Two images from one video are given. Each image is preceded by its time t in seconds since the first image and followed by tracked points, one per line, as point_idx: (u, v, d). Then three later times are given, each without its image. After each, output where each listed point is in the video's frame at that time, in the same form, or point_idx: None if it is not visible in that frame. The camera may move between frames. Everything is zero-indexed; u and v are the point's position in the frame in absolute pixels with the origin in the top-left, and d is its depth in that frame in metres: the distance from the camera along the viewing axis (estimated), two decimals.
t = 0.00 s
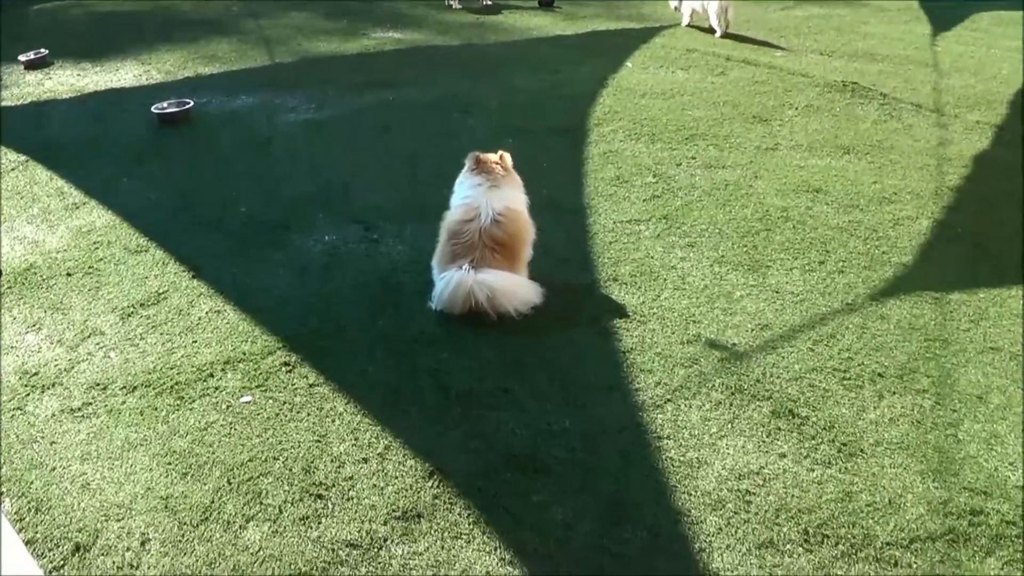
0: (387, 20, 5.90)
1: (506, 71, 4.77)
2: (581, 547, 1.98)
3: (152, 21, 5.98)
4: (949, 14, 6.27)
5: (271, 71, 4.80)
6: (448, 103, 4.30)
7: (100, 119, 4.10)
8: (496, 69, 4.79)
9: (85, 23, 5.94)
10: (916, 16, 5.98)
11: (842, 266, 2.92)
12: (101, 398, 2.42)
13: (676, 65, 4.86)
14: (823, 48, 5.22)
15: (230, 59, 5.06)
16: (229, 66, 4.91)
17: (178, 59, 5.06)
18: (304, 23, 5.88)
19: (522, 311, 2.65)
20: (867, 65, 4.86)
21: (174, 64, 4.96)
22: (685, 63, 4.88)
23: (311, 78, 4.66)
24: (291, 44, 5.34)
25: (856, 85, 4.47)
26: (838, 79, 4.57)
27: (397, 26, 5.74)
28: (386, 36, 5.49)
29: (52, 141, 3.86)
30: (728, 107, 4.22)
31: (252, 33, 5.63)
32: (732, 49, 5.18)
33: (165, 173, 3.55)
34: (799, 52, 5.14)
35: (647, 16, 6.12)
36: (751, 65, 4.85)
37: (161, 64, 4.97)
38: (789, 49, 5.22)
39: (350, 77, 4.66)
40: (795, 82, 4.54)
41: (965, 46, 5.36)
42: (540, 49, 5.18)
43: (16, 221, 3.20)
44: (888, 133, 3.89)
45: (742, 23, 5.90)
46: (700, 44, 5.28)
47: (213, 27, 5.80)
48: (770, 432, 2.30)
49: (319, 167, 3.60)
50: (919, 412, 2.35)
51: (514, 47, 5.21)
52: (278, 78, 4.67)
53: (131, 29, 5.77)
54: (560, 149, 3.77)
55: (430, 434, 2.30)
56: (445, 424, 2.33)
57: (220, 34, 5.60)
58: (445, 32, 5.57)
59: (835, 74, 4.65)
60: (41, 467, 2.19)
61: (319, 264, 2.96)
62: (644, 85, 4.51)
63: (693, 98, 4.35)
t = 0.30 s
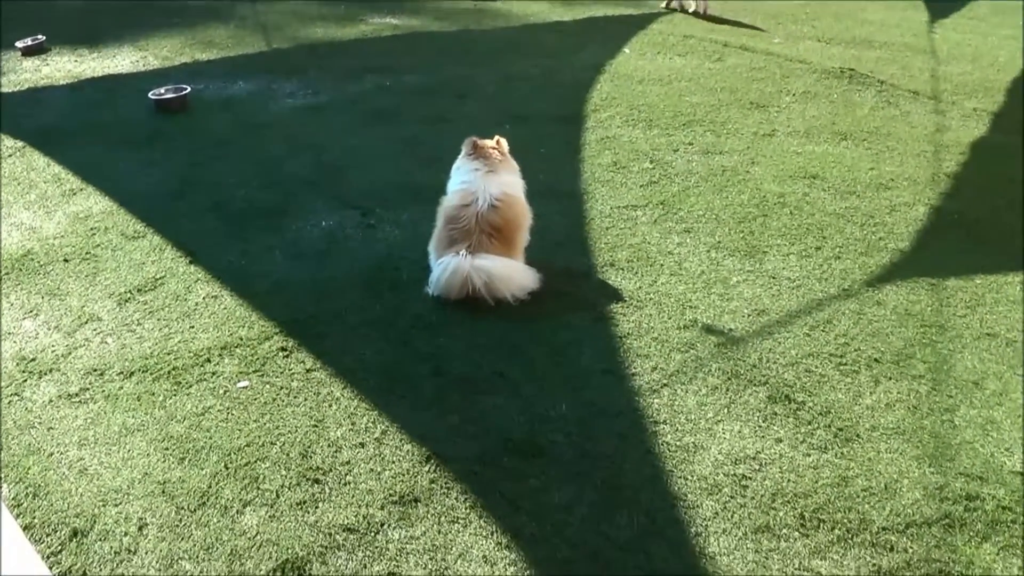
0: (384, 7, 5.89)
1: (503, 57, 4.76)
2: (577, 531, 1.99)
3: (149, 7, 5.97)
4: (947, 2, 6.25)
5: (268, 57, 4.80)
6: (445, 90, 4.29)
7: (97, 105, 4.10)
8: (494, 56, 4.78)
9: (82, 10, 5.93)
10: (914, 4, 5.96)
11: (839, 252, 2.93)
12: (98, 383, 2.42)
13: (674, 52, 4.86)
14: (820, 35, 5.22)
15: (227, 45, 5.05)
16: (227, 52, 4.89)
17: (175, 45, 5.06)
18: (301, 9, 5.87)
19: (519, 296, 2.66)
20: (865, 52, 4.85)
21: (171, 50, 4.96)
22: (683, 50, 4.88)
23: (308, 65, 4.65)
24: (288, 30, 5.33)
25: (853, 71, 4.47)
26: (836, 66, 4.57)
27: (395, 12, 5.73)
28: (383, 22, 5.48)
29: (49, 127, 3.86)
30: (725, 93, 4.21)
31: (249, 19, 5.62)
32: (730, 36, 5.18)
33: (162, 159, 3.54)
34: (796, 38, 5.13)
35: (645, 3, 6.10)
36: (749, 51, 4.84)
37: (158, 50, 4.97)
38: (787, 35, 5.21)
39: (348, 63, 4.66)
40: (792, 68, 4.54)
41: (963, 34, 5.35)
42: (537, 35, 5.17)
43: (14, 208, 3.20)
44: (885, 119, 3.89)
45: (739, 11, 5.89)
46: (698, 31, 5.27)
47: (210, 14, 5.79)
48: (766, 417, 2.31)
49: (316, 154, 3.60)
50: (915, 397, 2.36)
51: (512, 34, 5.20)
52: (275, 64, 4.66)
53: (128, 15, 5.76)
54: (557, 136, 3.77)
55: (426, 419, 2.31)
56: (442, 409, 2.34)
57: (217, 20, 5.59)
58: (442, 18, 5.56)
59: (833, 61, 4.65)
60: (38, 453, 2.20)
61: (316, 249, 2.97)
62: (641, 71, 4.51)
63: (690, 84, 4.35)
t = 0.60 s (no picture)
0: None
1: (502, 45, 4.75)
2: (575, 517, 2.01)
3: None
4: None
5: (267, 44, 4.79)
6: (444, 77, 4.29)
7: (96, 93, 4.10)
8: (493, 44, 4.77)
9: None
10: None
11: (837, 239, 2.93)
12: (97, 370, 2.43)
13: (672, 39, 4.85)
14: (819, 22, 5.21)
15: (225, 32, 5.04)
16: (225, 40, 4.89)
17: (173, 33, 5.05)
18: None
19: (517, 283, 2.67)
20: (863, 39, 4.84)
21: (169, 38, 4.95)
22: (682, 37, 4.87)
23: (307, 52, 4.64)
24: (286, 18, 5.32)
25: (852, 59, 4.47)
26: (834, 54, 4.56)
27: None
28: (382, 9, 5.47)
29: (48, 115, 3.85)
30: (723, 80, 4.21)
31: (247, 7, 5.61)
32: (729, 23, 5.17)
33: (161, 147, 3.54)
34: (795, 26, 5.12)
35: None
36: (748, 39, 4.84)
37: (156, 38, 4.96)
38: (785, 22, 5.20)
39: (346, 50, 4.65)
40: (791, 56, 4.53)
41: (962, 22, 5.33)
42: (536, 23, 5.16)
43: (12, 195, 3.21)
44: (884, 107, 3.89)
45: None
46: (697, 18, 5.25)
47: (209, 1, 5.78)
48: (764, 403, 2.32)
49: (315, 141, 3.60)
50: (912, 384, 2.37)
51: (511, 21, 5.19)
52: (274, 51, 4.66)
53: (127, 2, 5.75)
54: (555, 123, 3.77)
55: (424, 405, 2.32)
56: (441, 395, 2.35)
57: (215, 8, 5.59)
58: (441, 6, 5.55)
59: (832, 49, 4.64)
60: (37, 439, 2.20)
61: (315, 236, 2.97)
62: (640, 58, 4.51)
63: (689, 71, 4.35)
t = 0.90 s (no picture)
0: None
1: (503, 32, 4.74)
2: (573, 502, 2.02)
3: None
4: None
5: (268, 29, 4.79)
6: (445, 64, 4.28)
7: (97, 77, 4.10)
8: (494, 31, 4.76)
9: None
10: None
11: (837, 227, 2.93)
12: (97, 353, 2.43)
13: (674, 27, 4.84)
14: (821, 11, 5.19)
15: (226, 17, 5.03)
16: (226, 25, 4.88)
17: (175, 18, 5.05)
18: None
19: (517, 270, 2.67)
20: (865, 28, 4.84)
21: (171, 23, 4.94)
22: (683, 25, 4.86)
23: (308, 38, 4.64)
24: (287, 3, 5.32)
25: (854, 48, 4.46)
26: (836, 43, 4.55)
27: None
28: None
29: (48, 99, 3.86)
30: (725, 68, 4.21)
31: None
32: (730, 11, 5.16)
33: (161, 131, 3.54)
34: (797, 14, 5.11)
35: None
36: (749, 27, 4.83)
37: (158, 23, 4.96)
38: (787, 11, 5.19)
39: (347, 36, 4.65)
40: (792, 45, 4.53)
41: (964, 12, 5.32)
42: (538, 10, 5.14)
43: (13, 179, 3.21)
44: (886, 96, 3.88)
45: None
46: (698, 6, 5.24)
47: None
48: (763, 390, 2.32)
49: (316, 126, 3.60)
50: (911, 372, 2.37)
51: (512, 9, 5.18)
52: (275, 37, 4.65)
53: None
54: (556, 109, 3.76)
55: (423, 390, 2.33)
56: (440, 380, 2.36)
57: None
58: None
59: (834, 38, 4.64)
60: (37, 423, 2.21)
61: (315, 221, 2.97)
62: (641, 45, 4.51)
63: (690, 59, 4.34)
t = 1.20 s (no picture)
0: None
1: (501, 22, 4.73)
2: (572, 488, 2.03)
3: None
4: None
5: (266, 19, 4.79)
6: (442, 53, 4.28)
7: (95, 68, 4.10)
8: (492, 20, 4.76)
9: None
10: None
11: (834, 214, 2.94)
12: (96, 343, 2.44)
13: (671, 15, 4.84)
14: None
15: (224, 8, 5.03)
16: (224, 16, 4.87)
17: (172, 9, 5.05)
18: None
19: (515, 257, 2.67)
20: (863, 15, 4.83)
21: (168, 14, 4.94)
22: (681, 13, 4.86)
23: (306, 28, 4.64)
24: None
25: (851, 35, 4.46)
26: (834, 30, 4.55)
27: None
28: None
29: (46, 90, 3.86)
30: (722, 56, 4.21)
31: None
32: None
33: (159, 121, 3.55)
34: (795, 2, 5.11)
35: None
36: (746, 15, 4.83)
37: (155, 14, 4.96)
38: None
39: (345, 26, 4.65)
40: (790, 32, 4.53)
41: None
42: None
43: (12, 170, 3.21)
44: (883, 83, 3.88)
45: None
46: None
47: None
48: (761, 376, 2.33)
49: (314, 115, 3.60)
50: (908, 357, 2.38)
51: None
52: (273, 27, 4.65)
53: None
54: (554, 98, 3.76)
55: (421, 377, 2.34)
56: (438, 367, 2.37)
57: None
58: None
59: (831, 25, 4.63)
60: (37, 413, 2.22)
61: (313, 210, 2.98)
62: (638, 33, 4.51)
63: (687, 46, 4.34)
